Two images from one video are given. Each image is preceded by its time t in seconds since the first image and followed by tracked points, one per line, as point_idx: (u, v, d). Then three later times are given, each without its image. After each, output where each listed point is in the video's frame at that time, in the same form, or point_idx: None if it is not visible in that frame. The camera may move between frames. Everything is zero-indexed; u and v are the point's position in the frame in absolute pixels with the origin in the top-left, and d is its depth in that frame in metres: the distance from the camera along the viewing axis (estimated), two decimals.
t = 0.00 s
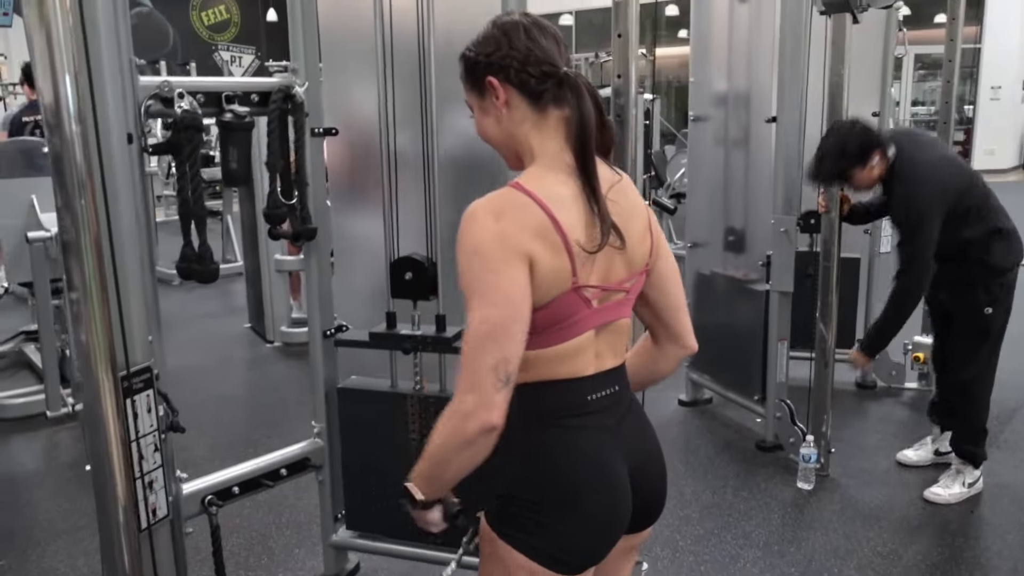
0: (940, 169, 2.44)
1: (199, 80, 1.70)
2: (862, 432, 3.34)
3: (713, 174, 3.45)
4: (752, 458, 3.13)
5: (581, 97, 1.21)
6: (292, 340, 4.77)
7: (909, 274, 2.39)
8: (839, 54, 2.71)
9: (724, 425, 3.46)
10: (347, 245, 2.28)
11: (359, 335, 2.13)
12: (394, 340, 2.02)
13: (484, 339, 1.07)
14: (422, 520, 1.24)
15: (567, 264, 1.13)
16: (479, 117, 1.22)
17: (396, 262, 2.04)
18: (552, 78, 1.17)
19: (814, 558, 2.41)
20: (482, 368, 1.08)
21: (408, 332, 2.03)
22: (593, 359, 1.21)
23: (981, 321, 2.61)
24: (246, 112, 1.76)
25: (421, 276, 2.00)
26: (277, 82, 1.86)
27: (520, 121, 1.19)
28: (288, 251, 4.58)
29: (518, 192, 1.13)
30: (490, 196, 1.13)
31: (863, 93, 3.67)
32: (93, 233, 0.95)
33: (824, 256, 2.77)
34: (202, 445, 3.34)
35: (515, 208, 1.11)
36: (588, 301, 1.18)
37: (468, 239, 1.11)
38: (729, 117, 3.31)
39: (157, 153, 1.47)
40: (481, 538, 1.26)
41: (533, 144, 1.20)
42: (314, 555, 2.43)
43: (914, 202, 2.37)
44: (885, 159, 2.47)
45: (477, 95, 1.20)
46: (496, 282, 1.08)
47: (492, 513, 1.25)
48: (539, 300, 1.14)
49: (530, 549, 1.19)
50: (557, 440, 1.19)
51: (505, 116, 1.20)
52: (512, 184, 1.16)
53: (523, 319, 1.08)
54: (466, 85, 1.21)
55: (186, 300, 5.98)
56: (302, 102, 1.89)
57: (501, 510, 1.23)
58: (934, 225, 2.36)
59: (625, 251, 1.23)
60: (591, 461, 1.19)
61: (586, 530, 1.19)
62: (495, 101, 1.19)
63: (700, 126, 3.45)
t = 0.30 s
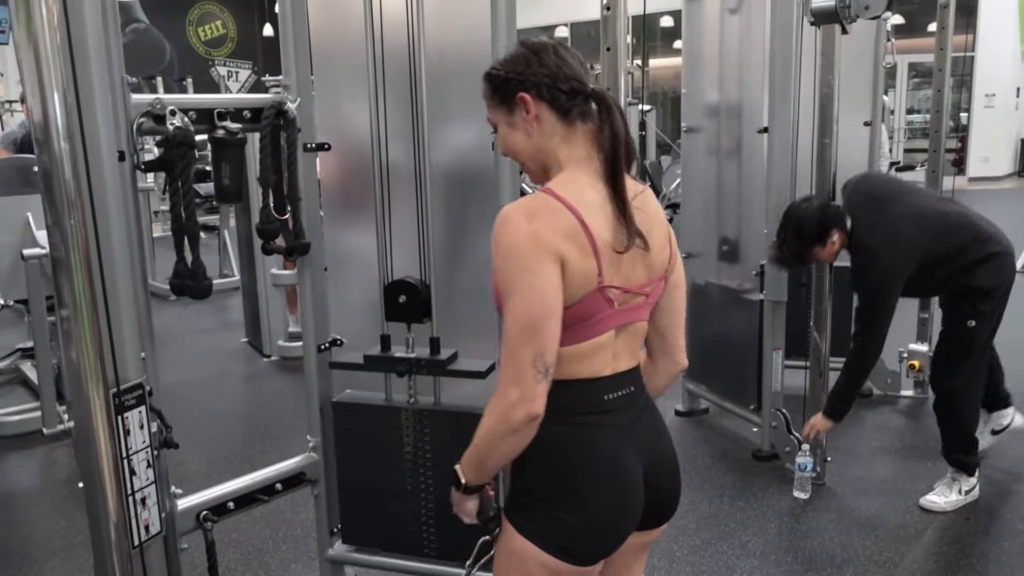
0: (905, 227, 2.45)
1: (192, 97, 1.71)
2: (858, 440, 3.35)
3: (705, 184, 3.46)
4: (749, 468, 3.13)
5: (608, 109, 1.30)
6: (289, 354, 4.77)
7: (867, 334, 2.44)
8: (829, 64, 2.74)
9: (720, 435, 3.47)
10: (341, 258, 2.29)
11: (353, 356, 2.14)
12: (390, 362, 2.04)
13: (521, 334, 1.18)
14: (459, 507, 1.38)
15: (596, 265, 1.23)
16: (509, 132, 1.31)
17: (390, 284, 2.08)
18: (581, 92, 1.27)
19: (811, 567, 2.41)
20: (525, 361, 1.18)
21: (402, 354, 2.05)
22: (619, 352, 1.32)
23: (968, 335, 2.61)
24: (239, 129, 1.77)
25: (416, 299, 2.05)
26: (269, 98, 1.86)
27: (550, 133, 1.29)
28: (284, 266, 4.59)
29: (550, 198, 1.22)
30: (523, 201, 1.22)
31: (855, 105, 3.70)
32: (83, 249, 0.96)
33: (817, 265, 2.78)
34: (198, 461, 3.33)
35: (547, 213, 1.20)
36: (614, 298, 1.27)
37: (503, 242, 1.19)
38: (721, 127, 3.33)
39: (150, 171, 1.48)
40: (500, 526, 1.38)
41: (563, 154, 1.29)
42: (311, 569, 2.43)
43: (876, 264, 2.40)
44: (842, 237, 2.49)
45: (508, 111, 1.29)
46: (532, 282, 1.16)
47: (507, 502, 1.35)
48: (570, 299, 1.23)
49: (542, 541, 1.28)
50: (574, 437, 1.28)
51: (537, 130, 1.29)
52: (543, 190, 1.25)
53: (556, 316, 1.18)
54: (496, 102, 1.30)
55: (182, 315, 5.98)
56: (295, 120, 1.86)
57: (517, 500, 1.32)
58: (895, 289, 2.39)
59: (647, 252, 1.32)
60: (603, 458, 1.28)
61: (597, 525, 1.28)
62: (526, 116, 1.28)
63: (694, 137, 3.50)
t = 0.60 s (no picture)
0: (900, 255, 2.50)
1: (189, 109, 1.71)
2: (858, 449, 3.34)
3: (703, 194, 3.47)
4: (748, 477, 3.13)
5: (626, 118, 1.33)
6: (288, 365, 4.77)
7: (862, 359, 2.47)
8: (825, 75, 2.74)
9: (720, 445, 3.46)
10: (340, 269, 2.30)
11: (351, 370, 2.13)
12: (388, 377, 2.04)
13: (553, 335, 1.17)
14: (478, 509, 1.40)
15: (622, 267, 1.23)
16: (529, 138, 1.31)
17: (388, 299, 2.08)
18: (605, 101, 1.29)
19: None
20: (556, 363, 1.19)
21: (401, 369, 2.05)
22: (635, 353, 1.33)
23: (960, 343, 2.61)
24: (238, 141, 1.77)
25: (415, 314, 2.05)
26: (268, 109, 1.86)
27: (574, 140, 1.30)
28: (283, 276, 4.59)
29: (577, 200, 1.22)
30: (550, 203, 1.21)
31: (852, 116, 3.71)
32: (82, 261, 0.97)
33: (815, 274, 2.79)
34: (196, 473, 3.32)
35: (575, 215, 1.20)
36: (636, 300, 1.28)
37: (531, 244, 1.18)
38: (719, 137, 3.34)
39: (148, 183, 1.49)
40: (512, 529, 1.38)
41: (585, 160, 1.31)
42: None
43: (873, 293, 2.44)
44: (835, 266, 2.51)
45: (532, 117, 1.29)
46: (564, 284, 1.16)
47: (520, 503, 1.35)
48: (597, 300, 1.23)
49: (555, 542, 1.28)
50: (589, 438, 1.28)
51: (560, 136, 1.29)
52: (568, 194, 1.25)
53: (586, 318, 1.18)
54: (519, 107, 1.29)
55: (180, 326, 5.97)
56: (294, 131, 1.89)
57: (531, 502, 1.32)
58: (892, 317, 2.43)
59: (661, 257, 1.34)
60: (618, 459, 1.28)
61: (610, 527, 1.28)
62: (551, 122, 1.28)
63: (691, 147, 3.50)
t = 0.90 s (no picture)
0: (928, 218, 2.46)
1: (198, 99, 1.71)
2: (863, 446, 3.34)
3: (711, 188, 3.46)
4: (753, 473, 3.13)
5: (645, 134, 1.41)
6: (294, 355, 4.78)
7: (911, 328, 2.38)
8: (836, 70, 2.73)
9: (724, 440, 3.46)
10: (347, 260, 2.31)
11: (358, 360, 2.14)
12: (394, 368, 2.05)
13: (552, 330, 1.18)
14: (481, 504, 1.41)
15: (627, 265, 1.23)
16: (566, 109, 1.29)
17: (396, 290, 2.09)
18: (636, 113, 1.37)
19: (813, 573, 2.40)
20: (551, 359, 1.19)
21: (407, 360, 2.05)
22: (634, 351, 1.33)
23: (977, 335, 2.58)
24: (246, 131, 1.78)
25: (421, 305, 2.05)
26: (276, 100, 1.86)
27: (604, 131, 1.33)
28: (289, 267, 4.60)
29: (587, 194, 1.22)
30: (561, 194, 1.21)
31: (862, 112, 3.70)
32: (93, 250, 0.98)
33: (822, 270, 2.79)
34: (202, 461, 3.33)
35: (584, 209, 1.19)
36: (638, 297, 1.29)
37: (538, 236, 1.17)
38: (728, 132, 3.33)
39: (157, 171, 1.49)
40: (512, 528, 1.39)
41: (604, 151, 1.33)
42: (314, 570, 2.43)
43: (908, 252, 2.38)
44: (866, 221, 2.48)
45: (580, 92, 1.29)
46: (566, 280, 1.16)
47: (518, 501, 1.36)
48: (601, 295, 1.23)
49: (554, 540, 1.29)
50: (586, 437, 1.28)
51: (596, 122, 1.32)
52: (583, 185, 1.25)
53: (586, 315, 1.18)
54: (571, 76, 1.28)
55: (187, 316, 5.99)
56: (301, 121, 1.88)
57: (530, 502, 1.33)
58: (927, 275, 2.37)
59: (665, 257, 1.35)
60: (614, 458, 1.28)
61: (607, 524, 1.28)
62: (594, 106, 1.31)
63: (699, 141, 3.49)
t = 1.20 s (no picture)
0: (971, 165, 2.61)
1: (203, 99, 1.71)
2: (868, 448, 3.33)
3: (716, 189, 3.45)
4: (757, 474, 3.12)
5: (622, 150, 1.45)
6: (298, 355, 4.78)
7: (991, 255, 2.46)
8: (842, 70, 2.72)
9: (729, 441, 3.46)
10: (351, 261, 2.31)
11: (362, 359, 2.14)
12: (399, 366, 2.05)
13: (545, 338, 1.17)
14: (472, 514, 1.39)
15: (620, 275, 1.24)
16: (574, 105, 1.29)
17: (400, 288, 2.08)
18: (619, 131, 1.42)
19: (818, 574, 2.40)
20: (543, 367, 1.19)
21: (412, 358, 2.05)
22: (623, 358, 1.34)
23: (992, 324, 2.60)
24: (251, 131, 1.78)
25: (425, 303, 2.05)
26: (281, 100, 1.86)
27: (598, 134, 1.34)
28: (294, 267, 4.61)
29: (584, 200, 1.22)
30: (560, 199, 1.21)
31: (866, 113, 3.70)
32: (99, 251, 0.98)
33: (828, 271, 2.78)
34: (207, 462, 3.33)
35: (583, 216, 1.19)
36: (627, 307, 1.30)
37: (536, 241, 1.16)
38: (732, 133, 3.33)
39: (163, 171, 1.49)
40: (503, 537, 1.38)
41: (596, 156, 1.34)
42: (318, 570, 2.44)
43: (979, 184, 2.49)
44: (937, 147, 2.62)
45: (590, 93, 1.30)
46: (563, 288, 1.15)
47: (508, 510, 1.36)
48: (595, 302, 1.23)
49: (548, 547, 1.29)
50: (579, 443, 1.29)
51: (594, 126, 1.33)
52: (581, 190, 1.24)
53: (580, 324, 1.18)
54: (585, 74, 1.29)
55: (192, 316, 6.00)
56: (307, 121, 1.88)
57: (523, 511, 1.32)
58: (1001, 213, 2.50)
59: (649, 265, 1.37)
60: (607, 464, 1.29)
61: (600, 530, 1.28)
62: (597, 110, 1.32)
63: (704, 142, 3.48)
